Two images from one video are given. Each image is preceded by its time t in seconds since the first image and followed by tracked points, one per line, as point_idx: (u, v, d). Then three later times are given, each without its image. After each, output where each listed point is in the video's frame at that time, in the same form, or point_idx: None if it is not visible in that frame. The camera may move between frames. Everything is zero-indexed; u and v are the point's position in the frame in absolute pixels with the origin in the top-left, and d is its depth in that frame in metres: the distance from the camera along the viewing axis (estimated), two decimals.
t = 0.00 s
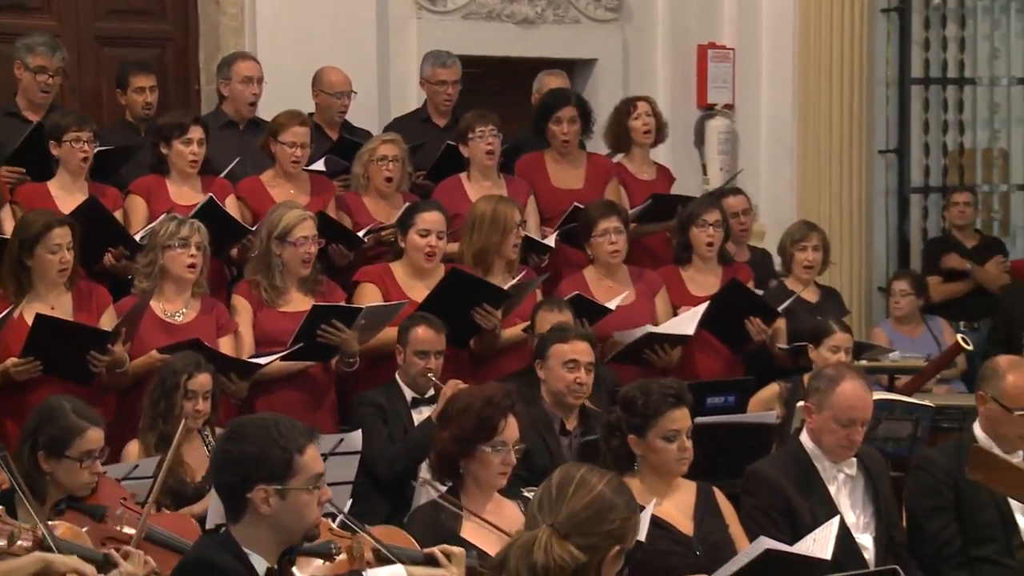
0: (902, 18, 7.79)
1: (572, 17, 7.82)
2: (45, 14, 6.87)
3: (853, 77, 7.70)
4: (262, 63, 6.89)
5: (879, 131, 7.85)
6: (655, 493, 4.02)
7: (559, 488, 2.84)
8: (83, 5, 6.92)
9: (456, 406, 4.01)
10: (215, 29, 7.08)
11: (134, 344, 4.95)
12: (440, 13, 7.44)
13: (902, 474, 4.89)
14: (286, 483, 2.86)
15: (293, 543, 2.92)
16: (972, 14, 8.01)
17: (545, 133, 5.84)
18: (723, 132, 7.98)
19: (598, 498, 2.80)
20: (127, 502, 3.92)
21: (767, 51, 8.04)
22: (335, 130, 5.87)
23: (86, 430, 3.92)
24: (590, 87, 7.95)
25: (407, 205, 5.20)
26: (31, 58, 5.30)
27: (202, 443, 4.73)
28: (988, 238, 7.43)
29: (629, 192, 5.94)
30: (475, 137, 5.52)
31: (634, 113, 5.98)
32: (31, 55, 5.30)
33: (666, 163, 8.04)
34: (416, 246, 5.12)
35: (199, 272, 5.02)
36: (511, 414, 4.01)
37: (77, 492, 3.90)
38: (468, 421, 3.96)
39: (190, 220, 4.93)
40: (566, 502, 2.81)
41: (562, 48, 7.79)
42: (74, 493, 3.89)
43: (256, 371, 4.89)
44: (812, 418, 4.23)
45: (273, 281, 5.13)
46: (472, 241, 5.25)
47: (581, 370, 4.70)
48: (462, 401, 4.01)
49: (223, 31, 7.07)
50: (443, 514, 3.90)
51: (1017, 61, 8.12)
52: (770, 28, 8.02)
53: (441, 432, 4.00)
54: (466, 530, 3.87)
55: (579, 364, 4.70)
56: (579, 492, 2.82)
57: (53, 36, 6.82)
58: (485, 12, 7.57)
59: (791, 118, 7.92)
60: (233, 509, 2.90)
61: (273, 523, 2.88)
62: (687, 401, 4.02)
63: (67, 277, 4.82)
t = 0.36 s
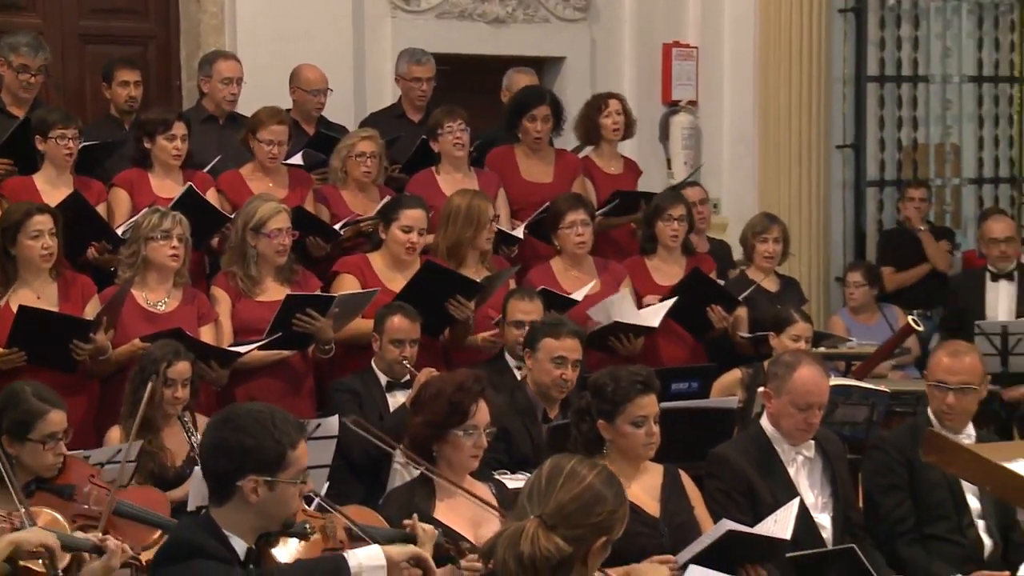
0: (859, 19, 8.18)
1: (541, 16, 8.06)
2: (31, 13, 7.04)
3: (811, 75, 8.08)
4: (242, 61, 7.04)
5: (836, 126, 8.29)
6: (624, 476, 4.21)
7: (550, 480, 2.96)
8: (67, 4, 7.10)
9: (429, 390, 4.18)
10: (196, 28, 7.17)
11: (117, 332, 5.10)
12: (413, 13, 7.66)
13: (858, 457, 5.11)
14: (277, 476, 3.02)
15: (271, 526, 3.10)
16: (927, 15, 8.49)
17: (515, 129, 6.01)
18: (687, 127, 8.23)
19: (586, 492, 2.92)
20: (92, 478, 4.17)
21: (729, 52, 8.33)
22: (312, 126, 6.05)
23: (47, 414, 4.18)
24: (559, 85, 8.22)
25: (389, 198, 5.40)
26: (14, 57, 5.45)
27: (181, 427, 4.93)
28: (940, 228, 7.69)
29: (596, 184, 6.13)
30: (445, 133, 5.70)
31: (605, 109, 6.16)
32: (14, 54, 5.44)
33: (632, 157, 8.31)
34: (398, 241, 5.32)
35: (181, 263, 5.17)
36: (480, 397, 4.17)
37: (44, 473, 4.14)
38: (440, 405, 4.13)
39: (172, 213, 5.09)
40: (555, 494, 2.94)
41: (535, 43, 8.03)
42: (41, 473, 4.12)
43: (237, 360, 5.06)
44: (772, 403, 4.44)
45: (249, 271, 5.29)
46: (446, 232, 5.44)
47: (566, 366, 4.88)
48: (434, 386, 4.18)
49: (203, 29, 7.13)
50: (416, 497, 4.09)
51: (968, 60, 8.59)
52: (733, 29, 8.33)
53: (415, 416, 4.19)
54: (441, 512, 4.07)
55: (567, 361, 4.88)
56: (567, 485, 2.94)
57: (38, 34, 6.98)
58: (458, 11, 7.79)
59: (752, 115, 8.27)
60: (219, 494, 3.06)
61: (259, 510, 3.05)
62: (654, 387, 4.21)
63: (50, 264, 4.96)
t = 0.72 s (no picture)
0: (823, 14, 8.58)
1: (517, 10, 8.25)
2: (22, 6, 7.21)
3: (779, 68, 8.36)
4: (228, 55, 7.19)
5: (802, 117, 8.61)
6: (601, 455, 4.39)
7: (525, 459, 2.93)
8: None
9: (407, 373, 4.29)
10: (182, 22, 7.34)
11: (107, 316, 5.24)
12: (395, 7, 7.87)
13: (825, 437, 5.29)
14: (261, 457, 3.07)
15: (253, 506, 3.13)
16: (889, 10, 8.87)
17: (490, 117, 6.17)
18: (659, 119, 8.38)
19: (562, 467, 2.89)
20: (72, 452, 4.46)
21: (700, 46, 8.52)
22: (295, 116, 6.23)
23: (20, 389, 4.29)
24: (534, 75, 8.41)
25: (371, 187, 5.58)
26: (4, 46, 5.62)
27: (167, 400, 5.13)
28: (899, 215, 7.93)
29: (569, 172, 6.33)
30: (421, 124, 5.87)
31: (587, 104, 6.33)
32: (3, 43, 5.61)
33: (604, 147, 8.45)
34: (380, 227, 5.50)
35: (169, 249, 5.31)
36: (457, 380, 4.27)
37: (21, 449, 4.30)
38: (418, 387, 4.24)
39: (159, 201, 5.23)
40: (531, 474, 2.90)
41: (508, 37, 8.22)
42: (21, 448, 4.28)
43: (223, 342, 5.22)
44: (742, 384, 4.62)
45: (232, 257, 5.45)
46: (421, 221, 5.60)
47: (546, 350, 5.06)
48: (412, 368, 4.28)
49: (190, 24, 7.31)
50: (397, 476, 4.21)
51: (928, 54, 9.01)
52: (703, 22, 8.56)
53: (394, 399, 4.29)
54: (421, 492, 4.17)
55: (547, 345, 5.06)
56: (545, 462, 2.90)
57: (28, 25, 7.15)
58: (437, 5, 8.00)
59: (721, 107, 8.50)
60: (204, 470, 3.09)
61: (241, 489, 3.09)
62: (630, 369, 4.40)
63: (42, 250, 5.10)
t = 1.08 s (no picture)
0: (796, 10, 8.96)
1: (502, 6, 8.64)
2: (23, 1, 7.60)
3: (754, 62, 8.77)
4: (222, 46, 7.54)
5: (776, 109, 8.97)
6: (610, 442, 4.47)
7: (498, 440, 3.10)
8: None
9: (409, 356, 4.35)
10: (177, 15, 7.73)
11: (105, 301, 5.41)
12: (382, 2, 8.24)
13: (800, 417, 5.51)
14: (244, 432, 3.24)
15: (246, 482, 3.32)
16: (859, 6, 9.20)
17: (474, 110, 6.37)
18: (638, 110, 8.79)
19: (535, 444, 3.07)
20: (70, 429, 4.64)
21: (678, 42, 8.98)
22: (287, 107, 6.43)
23: (20, 367, 4.33)
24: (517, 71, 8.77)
25: (357, 176, 5.75)
26: (6, 43, 5.82)
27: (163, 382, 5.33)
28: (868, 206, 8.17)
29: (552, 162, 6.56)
30: (405, 116, 6.05)
31: (570, 96, 6.52)
32: (5, 40, 5.81)
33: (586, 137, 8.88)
34: (364, 215, 5.68)
35: (164, 236, 5.49)
36: (458, 362, 4.33)
37: (23, 426, 4.33)
38: (417, 370, 4.30)
39: (156, 191, 5.39)
40: (506, 453, 3.07)
41: (494, 30, 8.60)
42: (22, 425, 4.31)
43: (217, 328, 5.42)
44: (748, 368, 4.75)
45: (225, 245, 5.62)
46: (408, 210, 5.83)
47: (527, 334, 5.25)
48: (412, 353, 4.35)
49: (185, 16, 7.71)
50: (400, 459, 4.27)
51: (897, 48, 9.32)
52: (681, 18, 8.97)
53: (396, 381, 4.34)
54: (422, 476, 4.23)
55: (528, 330, 5.24)
56: (519, 441, 3.08)
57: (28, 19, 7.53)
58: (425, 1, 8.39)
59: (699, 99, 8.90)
60: (195, 450, 3.29)
61: (230, 465, 3.28)
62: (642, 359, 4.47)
63: (44, 236, 5.28)
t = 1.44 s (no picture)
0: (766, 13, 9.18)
1: (484, 9, 8.93)
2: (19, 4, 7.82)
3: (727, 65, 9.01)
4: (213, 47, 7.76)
5: (748, 108, 9.23)
6: (638, 429, 4.08)
7: (482, 423, 2.98)
8: None
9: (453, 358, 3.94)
10: (169, 17, 7.96)
11: (100, 293, 5.58)
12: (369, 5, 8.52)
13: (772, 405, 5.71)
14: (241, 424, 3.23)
15: (240, 470, 3.31)
16: (828, 9, 9.44)
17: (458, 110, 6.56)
18: (615, 110, 9.05)
19: (518, 432, 2.94)
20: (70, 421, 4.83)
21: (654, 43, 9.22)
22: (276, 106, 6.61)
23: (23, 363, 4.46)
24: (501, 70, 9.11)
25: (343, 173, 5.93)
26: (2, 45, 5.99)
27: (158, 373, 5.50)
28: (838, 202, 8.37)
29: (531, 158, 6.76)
30: (395, 119, 6.23)
31: (548, 96, 6.72)
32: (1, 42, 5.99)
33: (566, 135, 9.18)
34: (351, 211, 5.86)
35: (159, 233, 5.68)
36: (503, 369, 3.97)
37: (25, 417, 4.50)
38: (460, 374, 3.89)
39: (155, 195, 5.54)
40: (490, 436, 2.94)
41: (477, 32, 8.91)
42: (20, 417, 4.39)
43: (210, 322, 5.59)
44: (779, 347, 4.32)
45: (217, 239, 5.81)
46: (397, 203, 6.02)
47: (505, 327, 5.43)
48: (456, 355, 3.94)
49: (178, 19, 7.88)
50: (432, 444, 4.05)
51: (864, 50, 9.57)
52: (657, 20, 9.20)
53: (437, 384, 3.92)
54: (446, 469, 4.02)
55: (504, 322, 5.43)
56: (501, 427, 2.96)
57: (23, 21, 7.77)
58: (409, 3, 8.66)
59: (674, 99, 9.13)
60: (192, 439, 3.27)
61: (226, 454, 3.27)
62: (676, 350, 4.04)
63: (39, 228, 5.46)
